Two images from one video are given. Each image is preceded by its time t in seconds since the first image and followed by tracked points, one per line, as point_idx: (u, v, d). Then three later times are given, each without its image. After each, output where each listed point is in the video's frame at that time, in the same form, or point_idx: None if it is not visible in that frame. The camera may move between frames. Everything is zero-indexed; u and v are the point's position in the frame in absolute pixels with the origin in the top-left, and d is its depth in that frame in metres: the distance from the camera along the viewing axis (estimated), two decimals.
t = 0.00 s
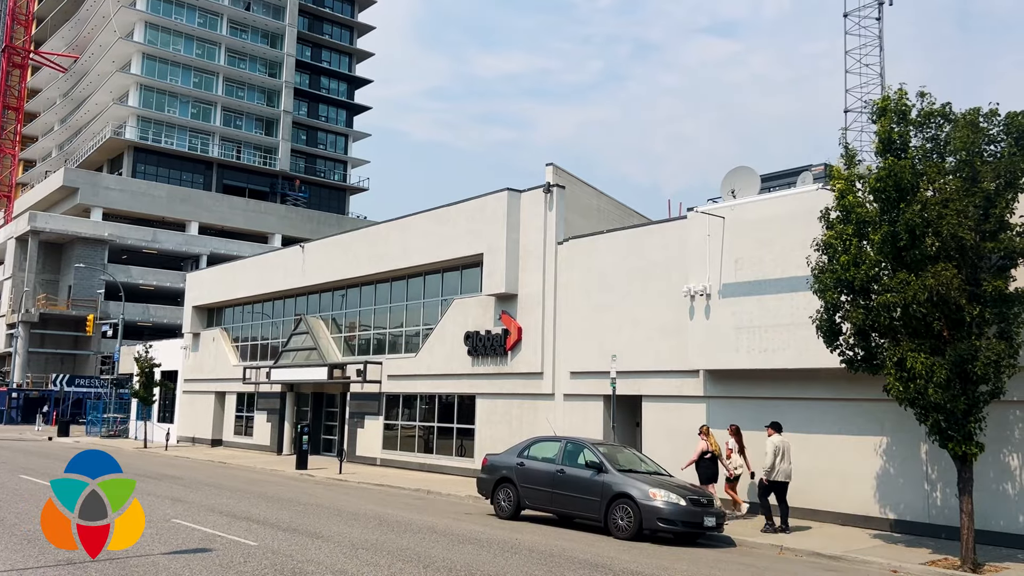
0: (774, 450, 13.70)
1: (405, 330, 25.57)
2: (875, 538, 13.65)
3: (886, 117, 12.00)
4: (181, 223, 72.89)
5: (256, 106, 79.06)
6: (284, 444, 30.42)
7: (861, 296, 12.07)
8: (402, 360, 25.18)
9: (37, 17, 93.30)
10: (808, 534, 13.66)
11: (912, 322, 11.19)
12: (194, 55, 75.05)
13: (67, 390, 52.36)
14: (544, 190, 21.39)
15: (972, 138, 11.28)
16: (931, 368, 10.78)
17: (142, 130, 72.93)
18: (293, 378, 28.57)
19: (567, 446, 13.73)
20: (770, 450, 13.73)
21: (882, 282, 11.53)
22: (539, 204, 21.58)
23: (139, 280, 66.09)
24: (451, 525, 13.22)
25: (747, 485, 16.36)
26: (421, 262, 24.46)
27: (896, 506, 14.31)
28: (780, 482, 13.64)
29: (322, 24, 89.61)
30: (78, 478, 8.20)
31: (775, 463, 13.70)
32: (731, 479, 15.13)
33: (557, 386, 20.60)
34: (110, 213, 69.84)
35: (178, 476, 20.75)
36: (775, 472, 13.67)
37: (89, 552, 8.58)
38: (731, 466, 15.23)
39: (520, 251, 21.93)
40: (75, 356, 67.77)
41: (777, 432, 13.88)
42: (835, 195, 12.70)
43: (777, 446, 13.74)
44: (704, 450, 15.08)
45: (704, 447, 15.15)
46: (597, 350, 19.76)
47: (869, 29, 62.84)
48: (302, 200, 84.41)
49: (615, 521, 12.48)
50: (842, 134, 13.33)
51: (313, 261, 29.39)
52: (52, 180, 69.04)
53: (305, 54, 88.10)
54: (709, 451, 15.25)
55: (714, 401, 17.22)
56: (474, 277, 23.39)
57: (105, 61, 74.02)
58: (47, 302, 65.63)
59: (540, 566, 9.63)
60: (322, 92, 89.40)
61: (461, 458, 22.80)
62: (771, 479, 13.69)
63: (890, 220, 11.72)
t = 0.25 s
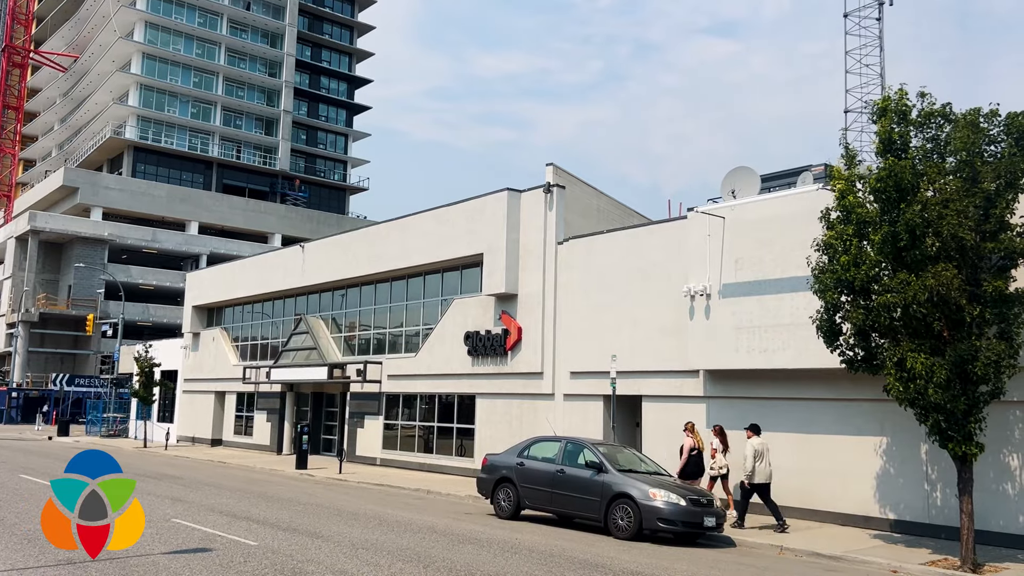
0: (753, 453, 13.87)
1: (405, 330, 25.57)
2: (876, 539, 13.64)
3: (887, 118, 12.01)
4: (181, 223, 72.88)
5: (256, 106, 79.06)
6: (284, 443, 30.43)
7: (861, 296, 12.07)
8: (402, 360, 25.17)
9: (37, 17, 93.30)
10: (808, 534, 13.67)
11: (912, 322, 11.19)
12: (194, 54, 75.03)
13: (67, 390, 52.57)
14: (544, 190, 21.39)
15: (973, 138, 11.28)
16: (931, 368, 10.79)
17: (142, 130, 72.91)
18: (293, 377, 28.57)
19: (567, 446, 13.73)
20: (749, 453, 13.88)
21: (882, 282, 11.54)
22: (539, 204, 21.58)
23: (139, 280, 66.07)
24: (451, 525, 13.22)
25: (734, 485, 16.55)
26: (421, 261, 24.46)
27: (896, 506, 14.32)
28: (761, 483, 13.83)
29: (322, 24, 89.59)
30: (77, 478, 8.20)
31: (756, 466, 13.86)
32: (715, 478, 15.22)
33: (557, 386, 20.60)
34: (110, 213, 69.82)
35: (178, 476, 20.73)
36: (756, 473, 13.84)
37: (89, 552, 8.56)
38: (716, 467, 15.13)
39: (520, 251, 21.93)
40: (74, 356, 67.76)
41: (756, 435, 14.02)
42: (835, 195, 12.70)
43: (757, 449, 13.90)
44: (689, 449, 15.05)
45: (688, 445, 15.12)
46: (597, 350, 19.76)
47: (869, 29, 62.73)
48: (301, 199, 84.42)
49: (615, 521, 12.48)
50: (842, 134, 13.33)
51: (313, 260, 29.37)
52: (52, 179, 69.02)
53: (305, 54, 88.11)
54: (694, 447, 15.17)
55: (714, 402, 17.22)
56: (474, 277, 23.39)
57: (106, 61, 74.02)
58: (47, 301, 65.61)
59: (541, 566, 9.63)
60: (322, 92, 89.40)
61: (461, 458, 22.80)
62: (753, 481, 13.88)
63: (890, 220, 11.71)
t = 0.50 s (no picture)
0: (736, 448, 14.22)
1: (406, 330, 25.57)
2: (876, 539, 13.64)
3: (888, 118, 12.01)
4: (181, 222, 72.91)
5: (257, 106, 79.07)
6: (284, 443, 30.44)
7: (861, 296, 12.07)
8: (403, 360, 25.18)
9: (38, 17, 93.34)
10: (808, 535, 13.67)
11: (912, 323, 11.19)
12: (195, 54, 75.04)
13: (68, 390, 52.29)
14: (545, 191, 21.39)
15: (973, 138, 11.28)
16: (932, 368, 10.78)
17: (142, 130, 72.93)
18: (293, 378, 28.58)
19: (567, 446, 13.74)
20: (733, 448, 14.24)
21: (883, 282, 11.54)
22: (539, 204, 21.59)
23: (139, 280, 66.08)
24: (451, 525, 13.22)
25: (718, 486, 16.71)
26: (422, 262, 24.47)
27: (896, 506, 14.32)
28: (744, 479, 14.10)
29: (322, 24, 89.57)
30: (77, 478, 8.21)
31: (738, 461, 14.21)
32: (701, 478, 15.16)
33: (558, 386, 20.60)
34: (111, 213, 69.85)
35: (178, 476, 20.72)
36: (739, 469, 14.16)
37: (89, 552, 8.56)
38: (700, 466, 15.17)
39: (521, 251, 21.93)
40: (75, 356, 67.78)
41: (740, 431, 14.35)
42: (836, 195, 12.69)
43: (741, 445, 14.21)
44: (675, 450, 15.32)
45: (676, 445, 15.40)
46: (598, 350, 19.76)
47: (870, 29, 62.56)
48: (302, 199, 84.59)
49: (615, 521, 12.48)
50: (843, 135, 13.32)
51: (314, 260, 29.37)
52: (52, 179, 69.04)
53: (306, 54, 88.15)
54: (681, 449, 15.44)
55: (715, 402, 17.22)
56: (475, 278, 23.38)
57: (106, 61, 74.03)
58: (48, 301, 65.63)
59: (542, 566, 9.64)
60: (323, 92, 89.42)
61: (462, 458, 22.80)
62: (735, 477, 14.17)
63: (891, 220, 11.71)
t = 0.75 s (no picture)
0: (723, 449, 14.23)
1: (407, 330, 25.59)
2: (876, 539, 13.65)
3: (889, 118, 12.01)
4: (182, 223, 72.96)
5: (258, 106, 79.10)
6: (286, 444, 30.45)
7: (863, 297, 12.07)
8: (405, 360, 25.18)
9: (39, 17, 93.44)
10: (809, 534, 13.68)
11: (914, 323, 11.18)
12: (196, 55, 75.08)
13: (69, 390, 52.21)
14: (546, 191, 21.40)
15: (975, 138, 11.27)
16: (933, 369, 10.78)
17: (144, 130, 72.97)
18: (295, 378, 28.61)
19: (568, 446, 13.75)
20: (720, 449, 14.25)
21: (884, 282, 11.53)
22: (540, 205, 21.59)
23: (141, 280, 66.13)
24: (452, 524, 13.23)
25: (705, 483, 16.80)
26: (423, 261, 24.49)
27: (897, 506, 14.32)
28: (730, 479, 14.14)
29: (324, 24, 89.60)
30: (76, 478, 8.22)
31: (723, 462, 14.23)
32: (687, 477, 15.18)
33: (559, 386, 20.60)
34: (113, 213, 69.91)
35: (179, 476, 20.72)
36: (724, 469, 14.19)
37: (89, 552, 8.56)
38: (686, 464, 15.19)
39: (522, 251, 21.93)
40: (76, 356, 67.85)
41: (727, 433, 14.37)
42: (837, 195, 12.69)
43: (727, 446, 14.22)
44: (659, 446, 15.47)
45: (659, 442, 15.57)
46: (599, 350, 19.76)
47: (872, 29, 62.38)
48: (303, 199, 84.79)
49: (616, 521, 12.49)
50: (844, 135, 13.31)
51: (315, 260, 29.38)
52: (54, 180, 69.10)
53: (307, 55, 88.22)
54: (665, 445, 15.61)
55: (716, 402, 17.22)
56: (476, 278, 23.39)
57: (108, 61, 74.10)
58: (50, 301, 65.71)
59: (542, 566, 9.65)
60: (324, 92, 89.47)
61: (463, 458, 22.80)
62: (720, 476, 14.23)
63: (892, 220, 11.71)
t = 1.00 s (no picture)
0: (712, 446, 14.29)
1: (409, 330, 25.59)
2: (878, 539, 13.64)
3: (891, 118, 12.01)
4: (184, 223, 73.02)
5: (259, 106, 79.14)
6: (287, 444, 30.42)
7: (865, 296, 12.07)
8: (406, 360, 25.18)
9: (41, 17, 93.56)
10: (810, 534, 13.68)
11: (915, 323, 11.18)
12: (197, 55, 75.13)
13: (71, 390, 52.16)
14: (547, 191, 21.41)
15: (977, 138, 11.26)
16: (935, 369, 10.77)
17: (145, 130, 73.02)
18: (296, 378, 28.62)
19: (570, 447, 13.76)
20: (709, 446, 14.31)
21: (886, 282, 11.52)
22: (542, 205, 21.60)
23: (142, 280, 66.18)
24: (454, 524, 13.24)
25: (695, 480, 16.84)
26: (424, 261, 24.50)
27: (899, 506, 14.31)
28: (718, 476, 14.21)
29: (325, 25, 89.63)
30: (76, 478, 8.22)
31: (712, 459, 14.28)
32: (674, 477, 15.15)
33: (560, 387, 20.60)
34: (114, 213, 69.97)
35: (181, 476, 20.75)
36: (712, 466, 14.25)
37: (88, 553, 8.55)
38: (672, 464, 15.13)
39: (523, 251, 21.94)
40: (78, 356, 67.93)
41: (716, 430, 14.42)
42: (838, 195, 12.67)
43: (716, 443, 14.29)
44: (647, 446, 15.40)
45: (648, 442, 15.51)
46: (600, 350, 19.76)
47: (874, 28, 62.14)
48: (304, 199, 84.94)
49: (619, 521, 12.48)
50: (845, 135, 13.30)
51: (317, 260, 29.39)
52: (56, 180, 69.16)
53: (308, 55, 88.29)
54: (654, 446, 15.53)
55: (718, 402, 17.21)
56: (478, 278, 23.39)
57: (110, 62, 74.19)
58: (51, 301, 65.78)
59: (544, 566, 9.65)
60: (325, 92, 89.51)
61: (465, 458, 22.80)
62: (708, 473, 14.29)
63: (894, 220, 11.69)
